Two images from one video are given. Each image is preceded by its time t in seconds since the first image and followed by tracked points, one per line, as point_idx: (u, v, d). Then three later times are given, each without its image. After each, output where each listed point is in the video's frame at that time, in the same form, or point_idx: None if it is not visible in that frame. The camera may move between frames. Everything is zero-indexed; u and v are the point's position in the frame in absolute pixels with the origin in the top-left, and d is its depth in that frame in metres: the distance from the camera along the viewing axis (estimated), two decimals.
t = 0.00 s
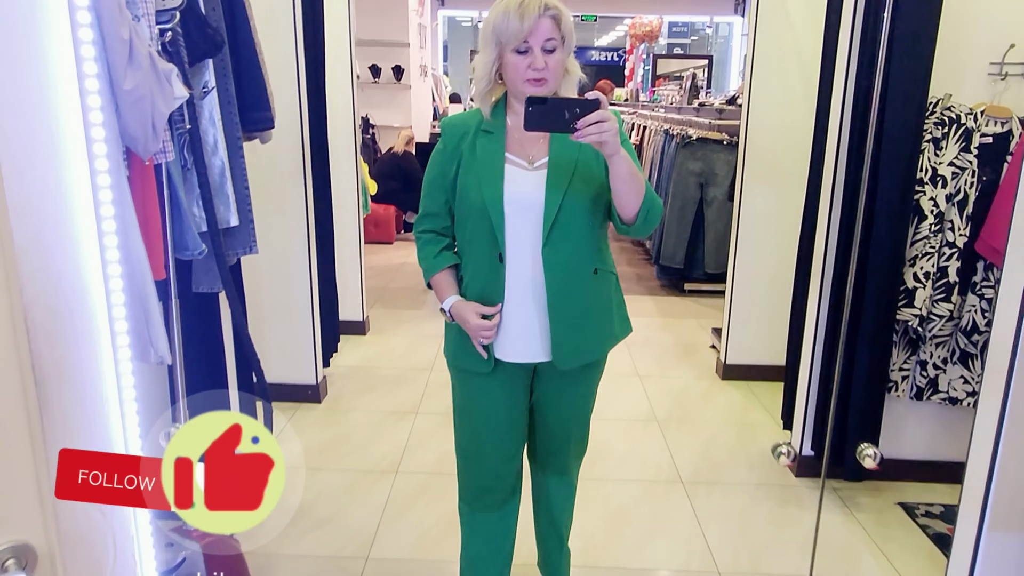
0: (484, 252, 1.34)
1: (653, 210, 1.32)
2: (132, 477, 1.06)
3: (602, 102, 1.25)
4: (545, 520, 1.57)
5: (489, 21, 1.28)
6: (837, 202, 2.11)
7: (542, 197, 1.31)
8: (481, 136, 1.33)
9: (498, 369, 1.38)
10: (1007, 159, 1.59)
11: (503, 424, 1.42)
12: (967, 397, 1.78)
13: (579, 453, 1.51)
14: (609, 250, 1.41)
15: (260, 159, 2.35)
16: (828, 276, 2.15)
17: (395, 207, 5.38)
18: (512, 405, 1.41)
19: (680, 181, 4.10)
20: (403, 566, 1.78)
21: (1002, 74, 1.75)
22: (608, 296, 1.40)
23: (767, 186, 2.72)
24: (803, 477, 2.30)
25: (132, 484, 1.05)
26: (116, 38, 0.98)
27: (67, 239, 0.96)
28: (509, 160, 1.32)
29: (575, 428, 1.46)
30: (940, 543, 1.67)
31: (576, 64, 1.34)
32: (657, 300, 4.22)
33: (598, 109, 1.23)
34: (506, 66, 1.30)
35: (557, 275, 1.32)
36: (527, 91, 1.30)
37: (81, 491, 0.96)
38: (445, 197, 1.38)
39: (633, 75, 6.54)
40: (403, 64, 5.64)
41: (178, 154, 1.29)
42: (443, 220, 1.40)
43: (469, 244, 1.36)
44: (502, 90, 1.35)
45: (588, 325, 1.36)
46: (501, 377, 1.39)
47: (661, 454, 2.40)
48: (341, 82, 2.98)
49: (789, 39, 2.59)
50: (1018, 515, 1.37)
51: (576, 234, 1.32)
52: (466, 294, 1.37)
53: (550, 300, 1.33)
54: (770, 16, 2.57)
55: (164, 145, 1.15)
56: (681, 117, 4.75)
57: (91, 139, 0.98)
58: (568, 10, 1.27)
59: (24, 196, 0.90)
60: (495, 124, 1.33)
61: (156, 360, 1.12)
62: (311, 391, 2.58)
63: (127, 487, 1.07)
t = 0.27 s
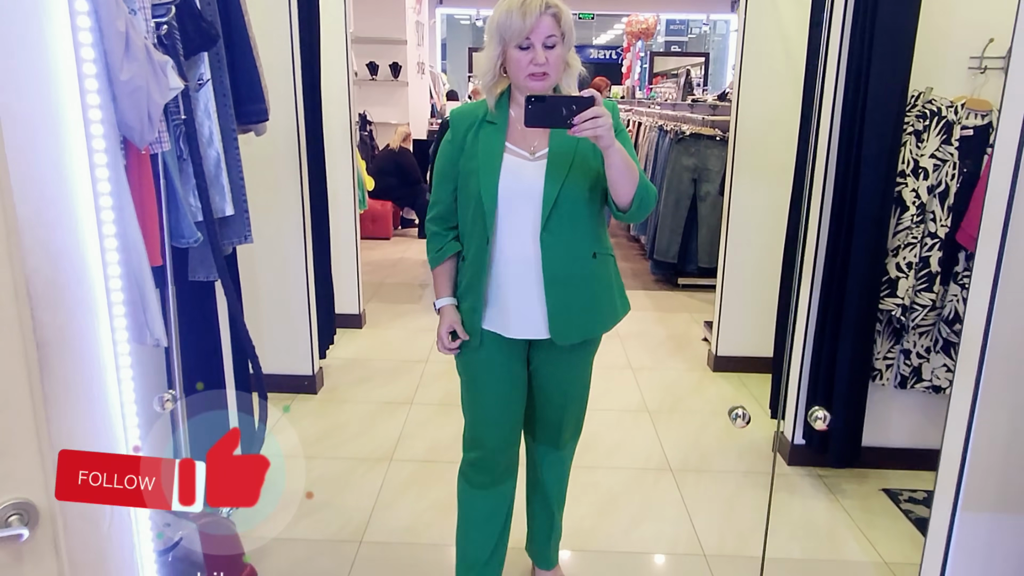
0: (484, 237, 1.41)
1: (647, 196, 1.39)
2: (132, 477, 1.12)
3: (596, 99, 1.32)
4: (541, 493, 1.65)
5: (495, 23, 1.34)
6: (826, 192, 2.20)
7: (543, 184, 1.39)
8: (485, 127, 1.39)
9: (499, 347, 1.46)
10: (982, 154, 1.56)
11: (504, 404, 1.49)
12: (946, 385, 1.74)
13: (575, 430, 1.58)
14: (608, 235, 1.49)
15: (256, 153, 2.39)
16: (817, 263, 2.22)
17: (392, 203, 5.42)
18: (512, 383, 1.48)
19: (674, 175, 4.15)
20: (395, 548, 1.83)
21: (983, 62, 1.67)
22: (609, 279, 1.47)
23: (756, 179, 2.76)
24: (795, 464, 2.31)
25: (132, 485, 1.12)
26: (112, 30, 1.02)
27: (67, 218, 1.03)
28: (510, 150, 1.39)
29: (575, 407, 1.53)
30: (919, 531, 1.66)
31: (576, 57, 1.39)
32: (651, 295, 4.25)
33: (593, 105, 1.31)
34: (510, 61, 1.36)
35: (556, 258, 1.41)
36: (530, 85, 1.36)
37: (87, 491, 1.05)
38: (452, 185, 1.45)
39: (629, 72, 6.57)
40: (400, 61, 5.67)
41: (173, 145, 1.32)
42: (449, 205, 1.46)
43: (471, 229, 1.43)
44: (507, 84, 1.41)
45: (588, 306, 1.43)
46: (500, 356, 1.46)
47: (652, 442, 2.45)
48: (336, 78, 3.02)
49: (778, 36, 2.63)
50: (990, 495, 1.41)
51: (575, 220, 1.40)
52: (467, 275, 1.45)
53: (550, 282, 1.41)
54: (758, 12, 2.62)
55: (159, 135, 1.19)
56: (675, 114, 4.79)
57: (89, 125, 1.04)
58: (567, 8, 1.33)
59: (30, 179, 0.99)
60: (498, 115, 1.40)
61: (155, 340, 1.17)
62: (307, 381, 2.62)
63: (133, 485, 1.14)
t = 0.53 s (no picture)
0: (486, 228, 1.50)
1: (641, 194, 1.47)
2: (132, 477, 1.21)
3: (593, 100, 1.41)
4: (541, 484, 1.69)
5: (498, 27, 1.43)
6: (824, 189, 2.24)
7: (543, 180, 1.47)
8: (488, 125, 1.48)
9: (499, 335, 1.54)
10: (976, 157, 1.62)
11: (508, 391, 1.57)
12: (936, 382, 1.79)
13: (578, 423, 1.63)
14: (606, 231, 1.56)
15: (261, 154, 2.43)
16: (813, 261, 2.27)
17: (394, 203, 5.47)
18: (514, 373, 1.56)
19: (674, 176, 4.28)
20: (398, 541, 1.88)
21: (975, 65, 1.72)
22: (606, 273, 1.54)
23: (754, 179, 2.81)
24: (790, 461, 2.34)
25: (131, 484, 1.21)
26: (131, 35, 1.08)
27: (94, 210, 1.10)
28: (512, 148, 1.48)
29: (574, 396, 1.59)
30: (911, 523, 1.71)
31: (576, 62, 1.48)
32: (650, 295, 4.29)
33: (591, 107, 1.39)
34: (512, 64, 1.45)
35: (554, 250, 1.48)
36: (531, 87, 1.46)
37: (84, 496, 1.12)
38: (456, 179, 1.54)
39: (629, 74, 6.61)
40: (402, 62, 5.71)
41: (184, 146, 1.35)
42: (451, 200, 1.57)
43: (474, 222, 1.52)
44: (509, 85, 1.50)
45: (585, 297, 1.51)
46: (500, 346, 1.54)
47: (650, 439, 2.49)
48: (340, 80, 3.05)
49: (775, 39, 2.67)
50: (978, 487, 1.44)
51: (575, 214, 1.48)
52: (469, 265, 1.54)
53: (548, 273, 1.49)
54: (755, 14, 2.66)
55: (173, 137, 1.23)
56: (676, 115, 4.83)
57: (115, 124, 1.09)
58: (567, 13, 1.41)
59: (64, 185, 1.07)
60: (501, 115, 1.48)
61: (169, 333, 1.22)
62: (310, 378, 2.65)
63: (132, 487, 1.22)
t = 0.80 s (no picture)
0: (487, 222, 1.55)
1: (634, 191, 1.52)
2: (132, 478, 1.10)
3: (590, 99, 1.47)
4: (547, 478, 1.73)
5: (495, 28, 1.49)
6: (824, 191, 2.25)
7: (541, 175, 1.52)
8: (486, 124, 1.54)
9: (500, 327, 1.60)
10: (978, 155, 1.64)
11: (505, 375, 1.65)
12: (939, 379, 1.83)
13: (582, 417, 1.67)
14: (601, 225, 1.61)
15: (270, 153, 2.45)
16: (817, 257, 2.27)
17: (397, 203, 5.49)
18: (511, 358, 1.63)
19: (676, 176, 4.23)
20: (409, 535, 1.92)
21: (978, 66, 1.74)
22: (602, 265, 1.59)
23: (758, 178, 2.83)
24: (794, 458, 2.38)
25: (132, 485, 1.10)
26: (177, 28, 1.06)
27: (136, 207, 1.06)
28: (509, 146, 1.53)
29: (576, 387, 1.63)
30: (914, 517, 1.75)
31: (569, 62, 1.55)
32: (653, 293, 4.32)
33: (587, 106, 1.45)
34: (508, 63, 1.51)
35: (553, 244, 1.53)
36: (527, 86, 1.51)
37: (86, 495, 1.01)
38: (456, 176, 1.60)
39: (630, 73, 6.64)
40: (404, 62, 5.74)
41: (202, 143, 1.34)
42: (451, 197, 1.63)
43: (474, 218, 1.58)
44: (504, 85, 1.56)
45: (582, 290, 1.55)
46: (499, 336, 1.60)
47: (655, 435, 2.52)
48: (346, 81, 3.07)
49: (778, 40, 2.69)
50: (980, 482, 1.47)
51: (571, 208, 1.53)
52: (471, 259, 1.60)
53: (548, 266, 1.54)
54: (759, 15, 2.68)
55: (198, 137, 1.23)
56: (677, 115, 4.86)
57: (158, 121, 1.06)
58: (562, 17, 1.49)
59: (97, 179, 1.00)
60: (497, 113, 1.55)
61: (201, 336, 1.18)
62: (318, 375, 2.67)
63: (130, 486, 1.11)
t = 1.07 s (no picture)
0: (481, 222, 1.60)
1: (625, 191, 1.59)
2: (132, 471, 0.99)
3: (586, 101, 1.51)
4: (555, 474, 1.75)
5: (489, 32, 1.52)
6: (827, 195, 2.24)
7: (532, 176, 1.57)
8: (479, 128, 1.59)
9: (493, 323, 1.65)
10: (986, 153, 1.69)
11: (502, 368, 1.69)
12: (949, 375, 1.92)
13: (584, 415, 1.70)
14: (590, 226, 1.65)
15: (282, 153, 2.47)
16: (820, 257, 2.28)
17: (401, 204, 5.52)
18: (505, 352, 1.68)
19: (680, 177, 4.25)
20: (423, 531, 1.94)
21: (984, 66, 1.80)
22: (590, 265, 1.63)
23: (764, 178, 2.85)
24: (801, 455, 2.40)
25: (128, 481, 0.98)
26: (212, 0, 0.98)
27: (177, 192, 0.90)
28: (503, 148, 1.58)
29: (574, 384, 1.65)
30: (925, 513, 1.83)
31: (561, 67, 1.59)
32: (657, 293, 4.34)
33: (583, 108, 1.49)
34: (503, 68, 1.55)
35: (544, 243, 1.57)
36: (520, 90, 1.56)
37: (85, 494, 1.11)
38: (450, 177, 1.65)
39: (632, 74, 6.66)
40: (407, 63, 5.75)
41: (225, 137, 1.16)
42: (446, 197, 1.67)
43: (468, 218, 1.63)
44: (497, 87, 1.61)
45: (571, 288, 1.59)
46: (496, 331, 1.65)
47: (663, 432, 2.54)
48: (354, 82, 3.09)
49: (784, 41, 2.72)
50: (990, 477, 1.49)
51: (560, 208, 1.57)
52: (465, 258, 1.65)
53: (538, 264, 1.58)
54: (765, 15, 2.70)
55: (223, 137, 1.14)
56: (680, 115, 4.88)
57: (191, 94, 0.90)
58: (555, 23, 1.52)
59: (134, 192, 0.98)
60: (491, 115, 1.60)
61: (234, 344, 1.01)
62: (328, 373, 2.69)
63: (130, 484, 1.18)
